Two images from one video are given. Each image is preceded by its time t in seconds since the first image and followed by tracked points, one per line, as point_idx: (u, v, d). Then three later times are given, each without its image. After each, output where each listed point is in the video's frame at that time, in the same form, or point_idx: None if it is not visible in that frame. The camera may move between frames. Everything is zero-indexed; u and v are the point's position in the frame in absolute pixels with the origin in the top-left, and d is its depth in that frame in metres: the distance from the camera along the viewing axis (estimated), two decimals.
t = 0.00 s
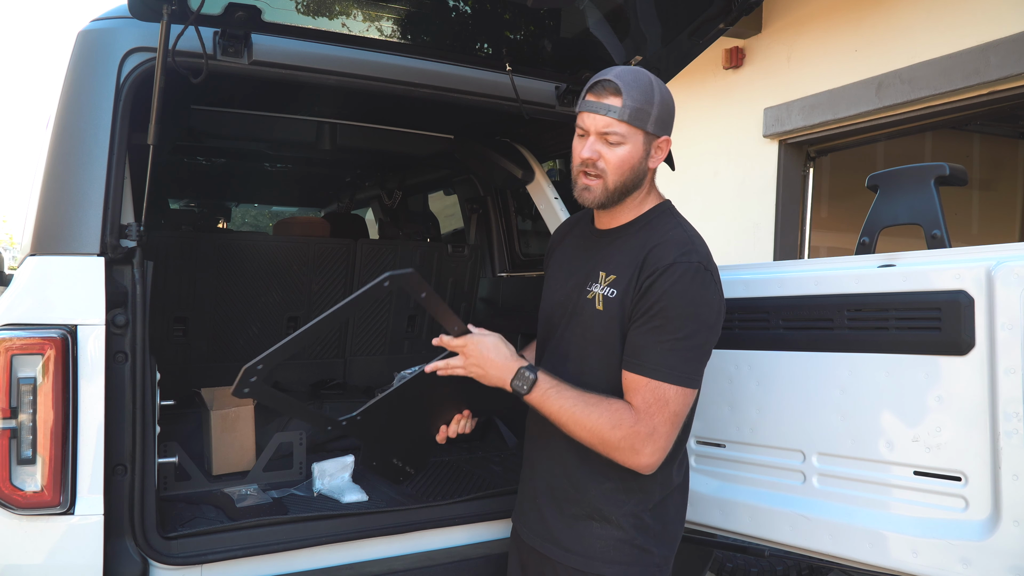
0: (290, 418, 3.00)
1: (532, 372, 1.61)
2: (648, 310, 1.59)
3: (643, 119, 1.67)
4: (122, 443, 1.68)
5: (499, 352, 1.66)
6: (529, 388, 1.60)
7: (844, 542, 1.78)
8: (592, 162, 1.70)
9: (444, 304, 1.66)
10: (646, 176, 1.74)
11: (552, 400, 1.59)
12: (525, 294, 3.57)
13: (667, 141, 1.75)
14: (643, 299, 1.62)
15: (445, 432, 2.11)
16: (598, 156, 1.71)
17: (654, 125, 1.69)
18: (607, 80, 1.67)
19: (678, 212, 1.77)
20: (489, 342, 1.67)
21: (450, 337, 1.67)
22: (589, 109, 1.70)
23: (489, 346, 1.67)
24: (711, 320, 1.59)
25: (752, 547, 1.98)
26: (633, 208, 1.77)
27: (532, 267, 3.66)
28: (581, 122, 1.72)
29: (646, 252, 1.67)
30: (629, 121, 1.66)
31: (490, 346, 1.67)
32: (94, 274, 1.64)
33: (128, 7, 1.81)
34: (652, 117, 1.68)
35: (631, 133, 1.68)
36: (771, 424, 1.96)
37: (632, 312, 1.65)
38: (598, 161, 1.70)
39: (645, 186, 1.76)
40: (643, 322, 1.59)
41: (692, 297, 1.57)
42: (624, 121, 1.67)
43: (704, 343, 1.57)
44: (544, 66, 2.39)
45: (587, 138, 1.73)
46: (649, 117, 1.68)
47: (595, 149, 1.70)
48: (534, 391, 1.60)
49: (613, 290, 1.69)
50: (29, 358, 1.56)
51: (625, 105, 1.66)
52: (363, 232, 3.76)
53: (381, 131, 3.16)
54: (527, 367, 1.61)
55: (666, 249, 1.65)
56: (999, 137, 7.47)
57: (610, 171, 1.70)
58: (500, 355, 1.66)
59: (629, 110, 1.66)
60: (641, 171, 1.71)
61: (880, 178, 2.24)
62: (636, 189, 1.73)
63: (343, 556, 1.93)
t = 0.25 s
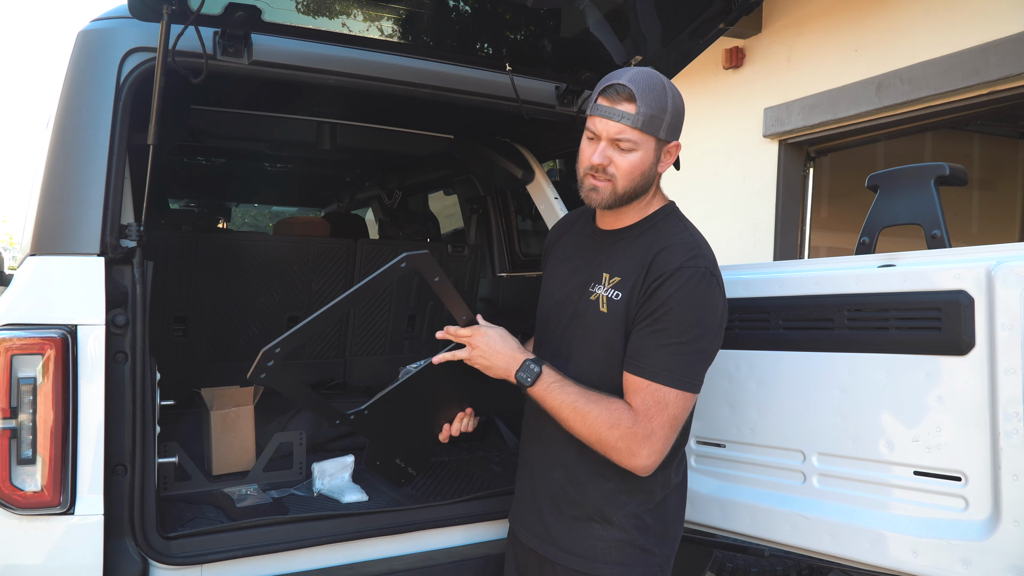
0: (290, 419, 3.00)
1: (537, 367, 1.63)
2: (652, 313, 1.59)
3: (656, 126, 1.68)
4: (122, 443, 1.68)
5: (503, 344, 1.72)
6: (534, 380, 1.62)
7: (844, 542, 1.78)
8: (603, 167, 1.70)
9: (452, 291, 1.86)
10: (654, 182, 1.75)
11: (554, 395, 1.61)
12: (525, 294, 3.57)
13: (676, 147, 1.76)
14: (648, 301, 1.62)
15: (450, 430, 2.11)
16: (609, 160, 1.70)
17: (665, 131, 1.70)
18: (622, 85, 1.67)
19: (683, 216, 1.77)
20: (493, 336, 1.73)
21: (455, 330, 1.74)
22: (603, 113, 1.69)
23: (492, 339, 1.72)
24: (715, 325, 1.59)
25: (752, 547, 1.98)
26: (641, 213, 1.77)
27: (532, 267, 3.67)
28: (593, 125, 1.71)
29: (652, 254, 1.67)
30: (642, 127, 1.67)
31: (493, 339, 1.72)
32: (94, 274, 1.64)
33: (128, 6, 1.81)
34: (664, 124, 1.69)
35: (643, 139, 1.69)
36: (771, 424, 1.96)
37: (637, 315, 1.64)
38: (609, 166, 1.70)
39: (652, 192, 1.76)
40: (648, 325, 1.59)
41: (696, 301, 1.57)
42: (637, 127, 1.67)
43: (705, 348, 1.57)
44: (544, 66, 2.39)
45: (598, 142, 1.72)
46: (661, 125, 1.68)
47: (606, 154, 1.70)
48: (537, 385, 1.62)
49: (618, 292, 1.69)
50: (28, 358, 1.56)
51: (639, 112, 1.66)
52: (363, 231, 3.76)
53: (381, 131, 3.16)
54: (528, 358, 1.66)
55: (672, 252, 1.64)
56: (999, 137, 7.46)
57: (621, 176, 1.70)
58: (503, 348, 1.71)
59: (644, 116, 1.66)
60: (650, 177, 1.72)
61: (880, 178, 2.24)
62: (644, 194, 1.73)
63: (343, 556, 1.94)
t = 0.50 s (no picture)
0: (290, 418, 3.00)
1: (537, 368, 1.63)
2: (654, 312, 1.59)
3: (655, 124, 1.68)
4: (122, 442, 1.68)
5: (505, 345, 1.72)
6: (535, 381, 1.62)
7: (844, 542, 1.78)
8: (604, 166, 1.70)
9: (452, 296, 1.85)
10: (655, 180, 1.75)
11: (555, 395, 1.61)
12: (525, 295, 3.57)
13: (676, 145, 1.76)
14: (649, 300, 1.62)
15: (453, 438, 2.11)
16: (609, 159, 1.70)
17: (666, 128, 1.70)
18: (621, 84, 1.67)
19: (684, 215, 1.77)
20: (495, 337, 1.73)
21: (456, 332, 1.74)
22: (602, 112, 1.69)
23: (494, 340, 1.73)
24: (716, 324, 1.59)
25: (752, 547, 1.98)
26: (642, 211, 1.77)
27: (532, 267, 3.67)
28: (592, 124, 1.71)
29: (652, 253, 1.67)
30: (642, 125, 1.66)
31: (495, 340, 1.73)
32: (94, 274, 1.64)
33: (128, 6, 1.81)
34: (664, 121, 1.69)
35: (643, 137, 1.69)
36: (771, 424, 1.95)
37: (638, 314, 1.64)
38: (610, 164, 1.70)
39: (653, 189, 1.76)
40: (649, 324, 1.58)
41: (698, 300, 1.57)
42: (637, 125, 1.67)
43: (707, 346, 1.57)
44: (544, 67, 2.39)
45: (598, 141, 1.72)
46: (661, 122, 1.68)
47: (607, 152, 1.70)
48: (538, 386, 1.62)
49: (618, 291, 1.69)
50: (28, 358, 1.56)
51: (639, 110, 1.66)
52: (363, 231, 3.76)
53: (381, 131, 3.17)
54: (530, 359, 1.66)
55: (672, 251, 1.64)
56: (999, 137, 7.47)
57: (621, 174, 1.70)
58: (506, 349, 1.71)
59: (643, 114, 1.66)
60: (651, 174, 1.72)
61: (880, 178, 2.24)
62: (645, 192, 1.73)
63: (343, 556, 1.94)
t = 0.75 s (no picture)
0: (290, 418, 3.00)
1: (543, 373, 1.63)
2: (658, 309, 1.59)
3: (656, 115, 1.69)
4: (122, 442, 1.68)
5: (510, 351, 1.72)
6: (541, 385, 1.63)
7: (844, 543, 1.78)
8: (608, 160, 1.69)
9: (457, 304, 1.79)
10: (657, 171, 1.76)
11: (563, 397, 1.61)
12: (525, 295, 3.56)
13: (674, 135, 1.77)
14: (652, 297, 1.61)
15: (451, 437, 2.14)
16: (612, 153, 1.70)
17: (664, 119, 1.71)
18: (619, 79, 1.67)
19: (683, 211, 1.76)
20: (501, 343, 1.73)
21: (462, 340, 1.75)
22: (603, 107, 1.69)
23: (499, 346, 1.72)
24: (719, 318, 1.59)
25: (752, 548, 1.98)
26: (645, 203, 1.77)
27: (532, 267, 3.67)
28: (593, 120, 1.70)
29: (653, 251, 1.67)
30: (644, 117, 1.67)
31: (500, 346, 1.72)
32: (94, 274, 1.64)
33: (128, 6, 1.80)
34: (664, 112, 1.70)
35: (645, 128, 1.69)
36: (772, 424, 1.95)
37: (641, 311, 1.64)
38: (615, 158, 1.70)
39: (655, 181, 1.77)
40: (654, 321, 1.58)
41: (701, 295, 1.57)
42: (638, 117, 1.67)
43: (712, 340, 1.57)
44: (544, 66, 2.39)
45: (600, 136, 1.71)
46: (661, 112, 1.69)
47: (611, 147, 1.70)
48: (546, 390, 1.63)
49: (621, 289, 1.69)
50: (28, 358, 1.56)
51: (640, 102, 1.67)
52: (364, 232, 3.75)
53: (381, 132, 3.17)
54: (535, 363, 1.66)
55: (674, 248, 1.64)
56: (999, 138, 7.46)
57: (626, 167, 1.70)
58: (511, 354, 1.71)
59: (644, 105, 1.67)
60: (653, 165, 1.72)
61: (880, 178, 2.24)
62: (649, 184, 1.74)
63: (343, 556, 1.94)
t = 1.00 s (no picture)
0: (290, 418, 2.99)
1: (559, 393, 1.58)
2: (669, 308, 1.58)
3: (650, 109, 1.70)
4: (122, 442, 1.68)
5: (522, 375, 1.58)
6: (558, 410, 1.58)
7: (844, 543, 1.78)
8: (606, 156, 1.70)
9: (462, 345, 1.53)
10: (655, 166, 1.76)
11: (587, 412, 1.58)
12: (525, 295, 3.56)
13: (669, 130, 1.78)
14: (660, 295, 1.61)
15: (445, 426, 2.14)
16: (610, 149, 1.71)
17: (658, 114, 1.72)
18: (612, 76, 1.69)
19: (679, 208, 1.76)
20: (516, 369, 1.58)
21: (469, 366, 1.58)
22: (597, 105, 1.70)
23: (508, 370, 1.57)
24: (729, 312, 1.59)
25: (752, 548, 1.99)
26: (647, 200, 1.77)
27: (532, 267, 3.67)
28: (589, 119, 1.72)
29: (657, 249, 1.66)
30: (638, 111, 1.69)
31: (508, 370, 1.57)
32: (94, 274, 1.64)
33: (128, 6, 1.80)
34: (658, 106, 1.71)
35: (639, 123, 1.71)
36: (772, 424, 1.95)
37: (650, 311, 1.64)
38: (612, 154, 1.70)
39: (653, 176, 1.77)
40: (667, 319, 1.58)
41: (712, 291, 1.57)
42: (632, 112, 1.69)
43: (724, 334, 1.57)
44: (544, 66, 2.39)
45: (596, 134, 1.72)
46: (655, 107, 1.71)
47: (608, 144, 1.70)
48: (564, 407, 1.58)
49: (627, 288, 1.68)
50: (28, 358, 1.56)
51: (633, 97, 1.68)
52: (364, 232, 3.75)
53: (381, 132, 3.18)
54: (550, 390, 1.58)
55: (678, 245, 1.64)
56: (999, 138, 7.46)
57: (624, 162, 1.70)
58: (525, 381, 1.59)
59: (637, 100, 1.68)
60: (651, 160, 1.73)
61: (880, 178, 2.24)
62: (648, 179, 1.74)
63: (343, 556, 1.94)
